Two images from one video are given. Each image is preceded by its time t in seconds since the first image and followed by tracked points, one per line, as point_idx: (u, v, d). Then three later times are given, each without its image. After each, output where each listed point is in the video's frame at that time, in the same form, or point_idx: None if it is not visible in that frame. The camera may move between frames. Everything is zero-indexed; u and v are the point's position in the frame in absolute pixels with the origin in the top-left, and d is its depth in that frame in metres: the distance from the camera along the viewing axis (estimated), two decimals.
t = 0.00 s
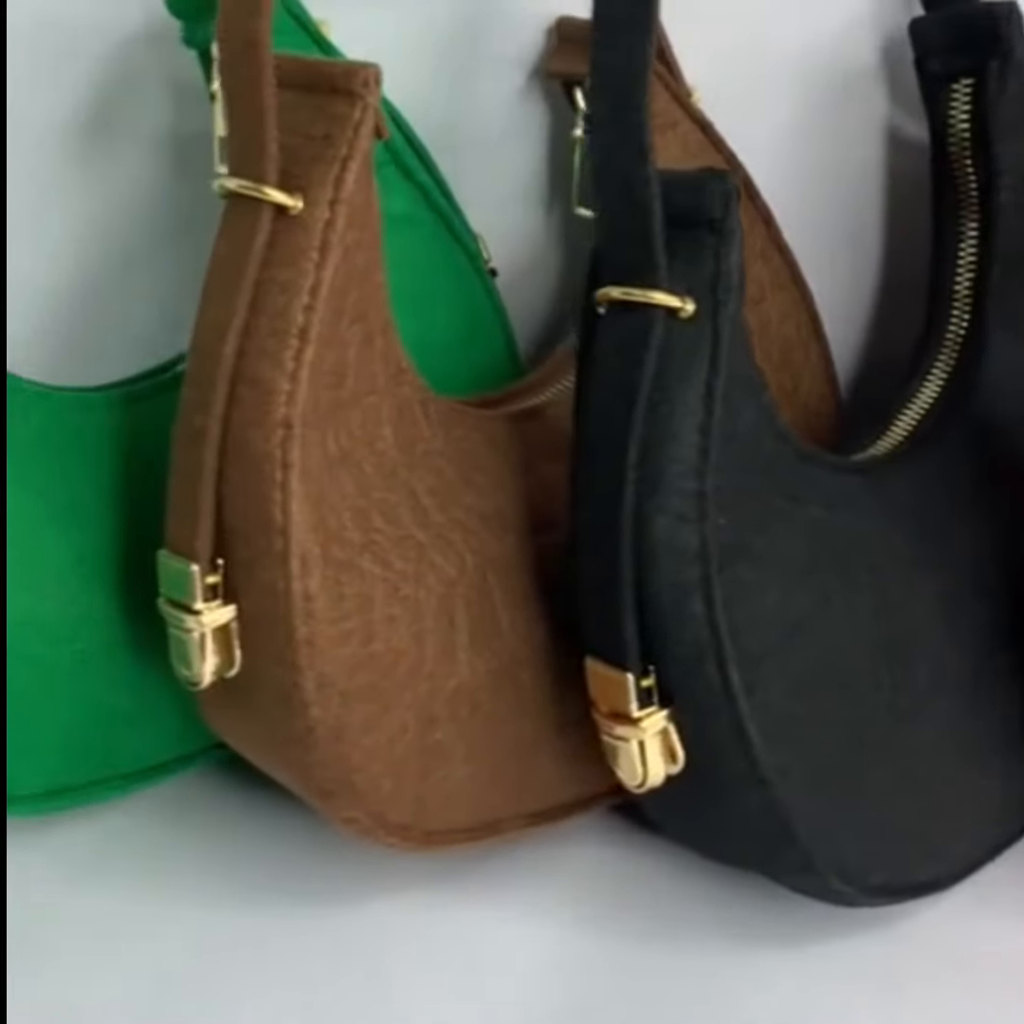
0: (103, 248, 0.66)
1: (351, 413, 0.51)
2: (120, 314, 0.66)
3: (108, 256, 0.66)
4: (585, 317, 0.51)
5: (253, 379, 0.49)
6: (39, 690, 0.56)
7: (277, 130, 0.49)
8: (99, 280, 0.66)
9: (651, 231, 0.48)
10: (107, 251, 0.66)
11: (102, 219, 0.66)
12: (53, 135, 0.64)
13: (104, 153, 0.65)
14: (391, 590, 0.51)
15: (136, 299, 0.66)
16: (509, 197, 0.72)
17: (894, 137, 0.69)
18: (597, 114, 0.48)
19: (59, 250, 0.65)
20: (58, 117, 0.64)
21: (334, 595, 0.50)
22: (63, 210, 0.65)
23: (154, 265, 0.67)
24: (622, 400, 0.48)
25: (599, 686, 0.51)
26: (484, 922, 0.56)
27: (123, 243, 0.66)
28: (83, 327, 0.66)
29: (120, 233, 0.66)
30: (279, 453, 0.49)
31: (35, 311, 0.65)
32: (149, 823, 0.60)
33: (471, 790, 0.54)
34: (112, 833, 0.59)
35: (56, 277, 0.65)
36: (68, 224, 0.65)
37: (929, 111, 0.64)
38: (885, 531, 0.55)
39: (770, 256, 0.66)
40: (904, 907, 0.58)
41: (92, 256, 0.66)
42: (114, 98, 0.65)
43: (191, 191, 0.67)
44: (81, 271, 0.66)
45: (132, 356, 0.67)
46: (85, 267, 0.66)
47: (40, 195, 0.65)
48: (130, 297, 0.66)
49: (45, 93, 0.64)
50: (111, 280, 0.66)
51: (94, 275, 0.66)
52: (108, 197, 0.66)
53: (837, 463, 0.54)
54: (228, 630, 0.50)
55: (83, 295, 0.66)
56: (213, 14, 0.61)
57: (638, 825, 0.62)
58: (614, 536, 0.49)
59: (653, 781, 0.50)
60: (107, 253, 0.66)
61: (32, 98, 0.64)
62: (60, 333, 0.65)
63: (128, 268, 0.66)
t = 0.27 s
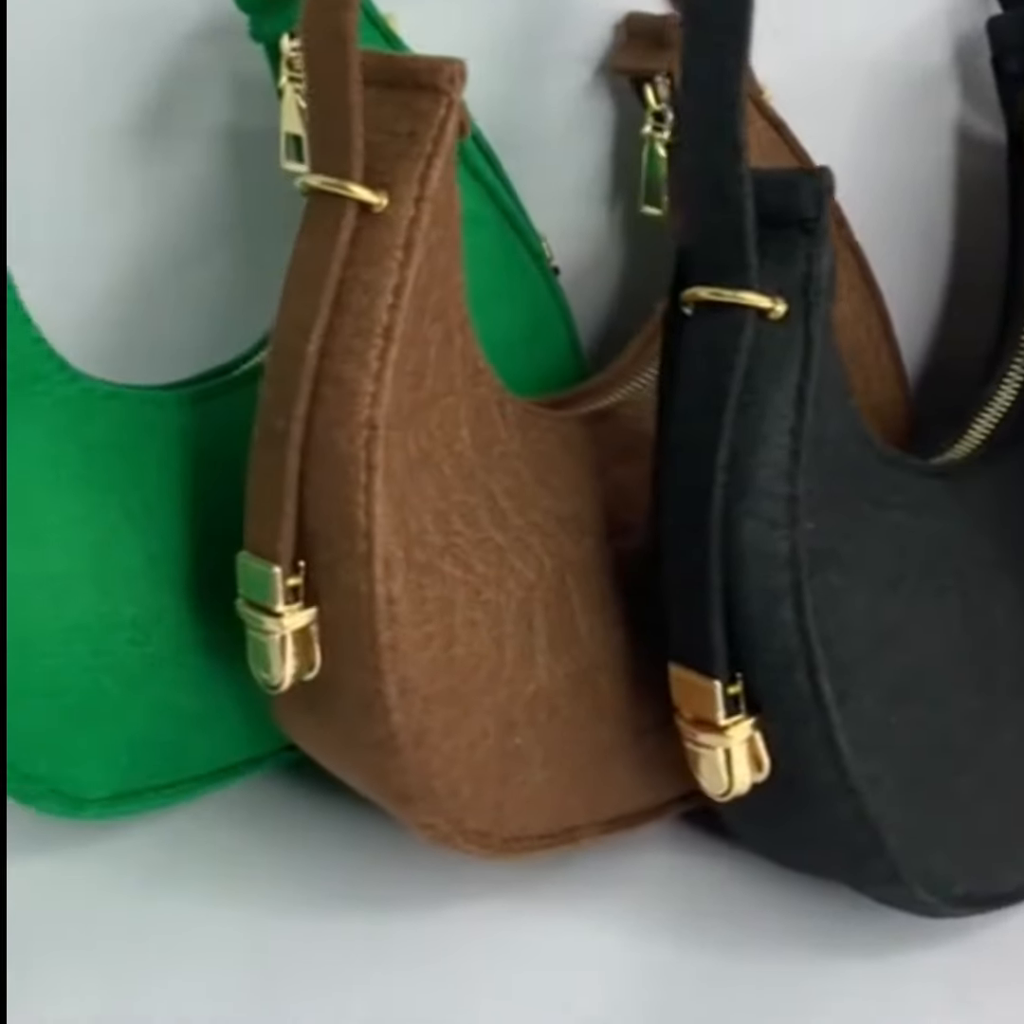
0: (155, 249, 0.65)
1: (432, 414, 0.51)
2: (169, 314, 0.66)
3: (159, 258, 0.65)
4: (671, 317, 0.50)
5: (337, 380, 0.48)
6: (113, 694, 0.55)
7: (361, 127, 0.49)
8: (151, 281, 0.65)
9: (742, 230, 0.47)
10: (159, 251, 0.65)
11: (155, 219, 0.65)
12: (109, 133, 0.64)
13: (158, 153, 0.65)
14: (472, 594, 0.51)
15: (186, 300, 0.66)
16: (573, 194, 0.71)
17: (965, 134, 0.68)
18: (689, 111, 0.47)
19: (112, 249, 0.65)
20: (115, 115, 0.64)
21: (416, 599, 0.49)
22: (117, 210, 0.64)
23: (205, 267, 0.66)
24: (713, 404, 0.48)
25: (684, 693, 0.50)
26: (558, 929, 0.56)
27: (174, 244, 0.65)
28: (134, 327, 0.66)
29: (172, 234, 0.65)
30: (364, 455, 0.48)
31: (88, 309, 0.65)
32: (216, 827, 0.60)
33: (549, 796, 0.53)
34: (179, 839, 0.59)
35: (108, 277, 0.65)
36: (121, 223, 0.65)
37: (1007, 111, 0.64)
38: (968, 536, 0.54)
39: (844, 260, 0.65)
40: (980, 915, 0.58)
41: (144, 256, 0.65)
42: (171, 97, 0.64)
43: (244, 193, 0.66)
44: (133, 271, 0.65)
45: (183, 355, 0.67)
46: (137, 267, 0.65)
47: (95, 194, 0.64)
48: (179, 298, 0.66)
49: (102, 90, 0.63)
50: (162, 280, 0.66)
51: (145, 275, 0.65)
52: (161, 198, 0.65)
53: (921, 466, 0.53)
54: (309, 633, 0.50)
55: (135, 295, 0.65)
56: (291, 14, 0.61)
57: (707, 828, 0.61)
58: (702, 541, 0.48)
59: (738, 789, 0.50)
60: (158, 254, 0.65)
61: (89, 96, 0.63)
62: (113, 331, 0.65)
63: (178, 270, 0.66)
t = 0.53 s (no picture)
0: (201, 225, 0.64)
1: (490, 397, 0.49)
2: (217, 292, 0.65)
3: (206, 233, 0.64)
4: (739, 297, 0.49)
5: (396, 361, 0.47)
6: (159, 681, 0.54)
7: (422, 100, 0.47)
8: (197, 257, 0.64)
9: (816, 207, 0.46)
10: (205, 227, 0.64)
11: (201, 195, 0.64)
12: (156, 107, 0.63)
13: (205, 127, 0.63)
14: (531, 581, 0.50)
15: (232, 276, 0.65)
16: (622, 174, 0.69)
17: None
18: (761, 82, 0.46)
19: (159, 225, 0.63)
20: (161, 88, 0.63)
21: (475, 586, 0.48)
22: (164, 184, 0.63)
23: (251, 244, 0.65)
24: (784, 386, 0.46)
25: (748, 683, 0.49)
26: (612, 924, 0.55)
27: (221, 220, 0.64)
28: (181, 304, 0.64)
29: (219, 210, 0.64)
30: (423, 437, 0.47)
31: (134, 286, 0.64)
32: (259, 818, 0.59)
33: (606, 789, 0.52)
34: (222, 832, 0.58)
35: (154, 253, 0.64)
36: (167, 198, 0.63)
37: None
38: None
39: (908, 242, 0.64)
40: None
41: (190, 232, 0.64)
42: (218, 69, 0.63)
43: (291, 167, 0.65)
44: (180, 248, 0.64)
45: (226, 335, 0.65)
46: (183, 243, 0.64)
47: (141, 168, 0.63)
48: (227, 275, 0.65)
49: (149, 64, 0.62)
50: (209, 257, 0.64)
51: (191, 251, 0.64)
52: (208, 172, 0.64)
53: (990, 454, 0.52)
54: (365, 620, 0.48)
55: (181, 272, 0.64)
56: None
57: (763, 822, 0.60)
58: (771, 528, 0.47)
59: (806, 783, 0.48)
60: (204, 230, 0.64)
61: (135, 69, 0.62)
62: (159, 309, 0.64)
63: (225, 246, 0.64)
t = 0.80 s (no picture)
0: (251, 216, 0.65)
1: (560, 393, 0.49)
2: (267, 282, 0.66)
3: (256, 224, 0.66)
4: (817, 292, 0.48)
5: (468, 355, 0.46)
6: (218, 679, 0.53)
7: (495, 88, 0.46)
8: (248, 249, 0.66)
9: (901, 202, 0.45)
10: (255, 218, 0.65)
11: (250, 186, 0.65)
12: (205, 99, 0.64)
13: (255, 121, 0.65)
14: (602, 580, 0.49)
15: (282, 268, 0.66)
16: (679, 167, 0.68)
17: None
18: (847, 72, 0.45)
19: (209, 216, 0.65)
20: (212, 83, 0.64)
21: (548, 585, 0.47)
22: (214, 176, 0.65)
23: (302, 236, 0.66)
24: (868, 383, 0.45)
25: (824, 685, 0.48)
26: (675, 927, 0.54)
27: (270, 211, 0.66)
28: (232, 296, 0.66)
29: (269, 201, 0.65)
30: (496, 432, 0.46)
31: (186, 277, 0.65)
32: (315, 818, 0.58)
33: (673, 790, 0.51)
34: (277, 832, 0.57)
35: (205, 243, 0.65)
36: (217, 190, 0.65)
37: None
38: None
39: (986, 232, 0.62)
40: None
41: (241, 222, 0.65)
42: (270, 60, 0.64)
43: (340, 160, 0.66)
44: (230, 238, 0.65)
45: (272, 319, 0.67)
46: (234, 233, 0.65)
47: (192, 160, 0.64)
48: (276, 262, 0.66)
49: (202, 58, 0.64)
50: (260, 249, 0.66)
51: (242, 242, 0.65)
52: (257, 164, 0.65)
53: None
54: (433, 618, 0.48)
55: (232, 263, 0.65)
56: None
57: (823, 823, 0.59)
58: (852, 528, 0.46)
59: (882, 786, 0.48)
60: (254, 220, 0.65)
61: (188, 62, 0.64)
62: (210, 299, 0.65)
63: (275, 236, 0.66)
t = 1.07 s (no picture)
0: (295, 205, 0.64)
1: (617, 385, 0.48)
2: (310, 273, 0.65)
3: (299, 214, 0.65)
4: (880, 281, 0.47)
5: (526, 345, 0.45)
6: (264, 675, 0.52)
7: (555, 71, 0.45)
8: (291, 239, 0.64)
9: (973, 191, 0.44)
10: (298, 207, 0.64)
11: (294, 174, 0.64)
12: (247, 86, 0.63)
13: (299, 108, 0.64)
14: (660, 576, 0.48)
15: (326, 259, 0.65)
16: (726, 159, 0.67)
17: None
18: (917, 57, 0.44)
19: (252, 204, 0.64)
20: (255, 68, 0.63)
21: (606, 581, 0.46)
22: (258, 163, 0.64)
23: (346, 226, 0.65)
24: (938, 377, 0.45)
25: (888, 685, 0.47)
26: (728, 928, 0.53)
27: (314, 200, 0.65)
28: (275, 286, 0.65)
29: (312, 189, 0.64)
30: (555, 424, 0.45)
31: (228, 267, 0.64)
32: (359, 816, 0.57)
33: (728, 790, 0.51)
34: (320, 831, 0.56)
35: (247, 232, 0.64)
36: (260, 178, 0.64)
37: None
38: None
39: None
40: None
41: (284, 211, 0.64)
42: (311, 47, 0.63)
43: (385, 148, 0.65)
44: (274, 227, 0.64)
45: (315, 309, 0.65)
46: (277, 222, 0.64)
47: (235, 147, 0.63)
48: (319, 252, 0.65)
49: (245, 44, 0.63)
50: (304, 239, 0.65)
51: (285, 231, 0.64)
52: (301, 151, 0.64)
53: None
54: (488, 613, 0.47)
55: (275, 252, 0.64)
56: None
57: (876, 824, 0.58)
58: (919, 525, 0.45)
59: (946, 788, 0.47)
60: (298, 209, 0.64)
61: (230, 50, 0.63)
62: (252, 290, 0.64)
63: (319, 226, 0.65)
